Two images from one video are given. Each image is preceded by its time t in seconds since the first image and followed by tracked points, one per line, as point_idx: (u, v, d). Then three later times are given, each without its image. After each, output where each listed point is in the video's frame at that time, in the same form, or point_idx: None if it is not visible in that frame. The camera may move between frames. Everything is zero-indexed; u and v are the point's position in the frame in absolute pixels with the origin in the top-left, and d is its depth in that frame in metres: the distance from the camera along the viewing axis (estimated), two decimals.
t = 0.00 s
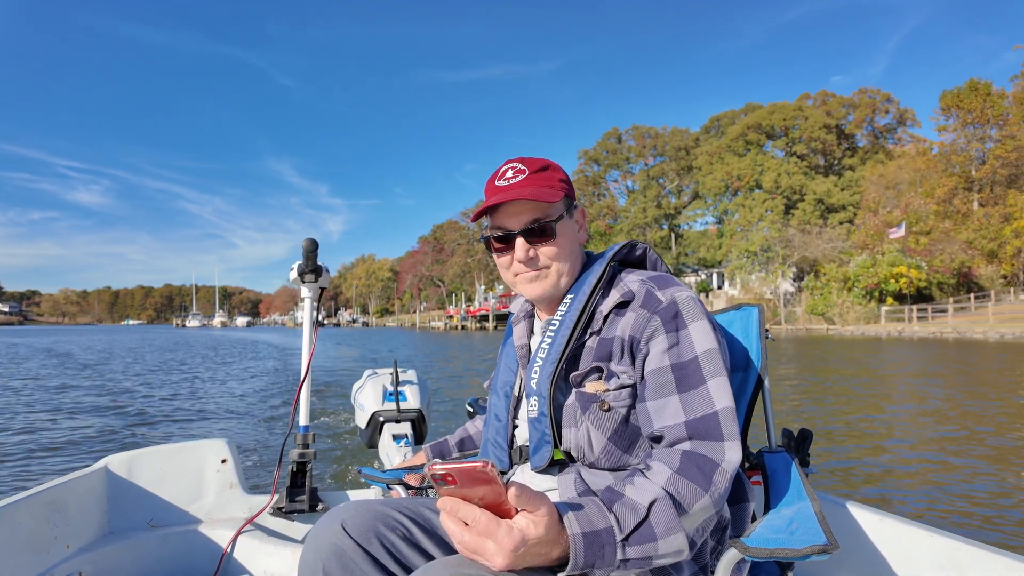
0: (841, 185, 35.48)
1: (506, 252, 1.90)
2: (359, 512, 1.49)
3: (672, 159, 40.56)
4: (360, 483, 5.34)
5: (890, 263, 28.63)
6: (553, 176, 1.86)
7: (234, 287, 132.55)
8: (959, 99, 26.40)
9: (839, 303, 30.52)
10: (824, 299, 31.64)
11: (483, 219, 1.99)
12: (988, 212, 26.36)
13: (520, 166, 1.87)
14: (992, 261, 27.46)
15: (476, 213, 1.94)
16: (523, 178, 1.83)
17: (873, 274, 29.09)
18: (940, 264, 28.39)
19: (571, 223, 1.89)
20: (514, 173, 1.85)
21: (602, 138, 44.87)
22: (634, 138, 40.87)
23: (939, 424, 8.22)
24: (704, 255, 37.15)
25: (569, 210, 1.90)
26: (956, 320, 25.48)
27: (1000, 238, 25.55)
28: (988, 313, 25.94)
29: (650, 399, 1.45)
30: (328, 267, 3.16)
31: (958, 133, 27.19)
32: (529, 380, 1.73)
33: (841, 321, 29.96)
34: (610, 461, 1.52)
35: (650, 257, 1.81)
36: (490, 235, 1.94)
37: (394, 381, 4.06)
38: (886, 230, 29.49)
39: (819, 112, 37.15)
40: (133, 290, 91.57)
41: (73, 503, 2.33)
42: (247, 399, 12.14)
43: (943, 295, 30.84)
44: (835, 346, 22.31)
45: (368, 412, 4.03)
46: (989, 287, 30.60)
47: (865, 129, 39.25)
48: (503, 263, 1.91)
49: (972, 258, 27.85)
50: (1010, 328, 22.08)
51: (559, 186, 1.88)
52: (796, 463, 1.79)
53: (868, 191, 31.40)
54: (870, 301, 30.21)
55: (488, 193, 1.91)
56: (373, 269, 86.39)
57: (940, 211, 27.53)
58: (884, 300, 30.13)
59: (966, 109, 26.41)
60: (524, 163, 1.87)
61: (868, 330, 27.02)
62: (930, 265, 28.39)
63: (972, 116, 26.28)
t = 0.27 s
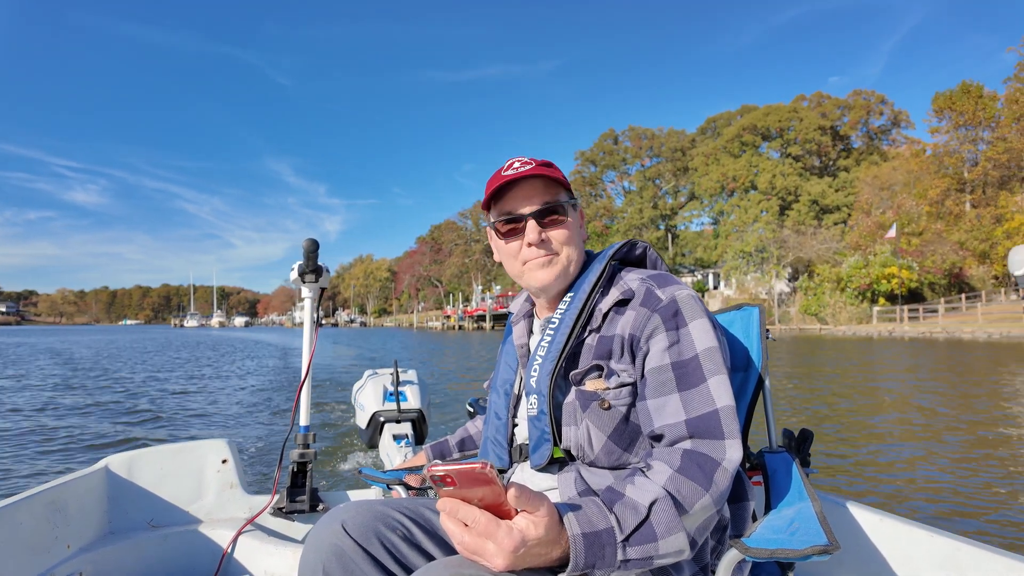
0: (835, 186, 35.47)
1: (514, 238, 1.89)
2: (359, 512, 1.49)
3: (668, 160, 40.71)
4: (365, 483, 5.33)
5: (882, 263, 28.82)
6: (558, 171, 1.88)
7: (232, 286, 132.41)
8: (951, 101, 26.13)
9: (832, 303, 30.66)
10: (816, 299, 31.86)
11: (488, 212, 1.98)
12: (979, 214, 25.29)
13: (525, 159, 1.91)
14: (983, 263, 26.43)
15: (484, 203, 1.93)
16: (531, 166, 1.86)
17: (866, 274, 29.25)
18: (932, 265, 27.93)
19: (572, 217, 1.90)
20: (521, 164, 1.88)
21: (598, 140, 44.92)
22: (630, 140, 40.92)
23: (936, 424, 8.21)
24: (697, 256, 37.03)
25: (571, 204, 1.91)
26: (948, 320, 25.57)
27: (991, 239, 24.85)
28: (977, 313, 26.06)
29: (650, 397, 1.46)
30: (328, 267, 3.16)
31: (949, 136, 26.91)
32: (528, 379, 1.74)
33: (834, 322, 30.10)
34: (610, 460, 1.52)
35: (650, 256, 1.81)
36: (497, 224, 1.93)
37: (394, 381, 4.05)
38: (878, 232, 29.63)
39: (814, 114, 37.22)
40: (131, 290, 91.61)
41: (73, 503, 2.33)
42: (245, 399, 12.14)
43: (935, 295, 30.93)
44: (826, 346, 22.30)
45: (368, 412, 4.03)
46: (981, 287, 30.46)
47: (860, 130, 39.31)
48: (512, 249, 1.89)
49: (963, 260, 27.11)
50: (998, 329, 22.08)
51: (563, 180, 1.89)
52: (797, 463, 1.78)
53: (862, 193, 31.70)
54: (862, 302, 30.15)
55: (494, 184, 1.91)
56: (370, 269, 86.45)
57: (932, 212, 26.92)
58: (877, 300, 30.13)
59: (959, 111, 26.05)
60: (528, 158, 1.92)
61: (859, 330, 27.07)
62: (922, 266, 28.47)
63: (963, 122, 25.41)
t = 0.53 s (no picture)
0: (830, 187, 35.50)
1: (517, 238, 1.89)
2: (361, 512, 1.49)
3: (664, 161, 40.80)
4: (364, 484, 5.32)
5: (874, 264, 28.64)
6: (561, 171, 1.88)
7: (230, 287, 132.32)
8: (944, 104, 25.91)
9: (825, 304, 30.51)
10: (810, 300, 31.76)
11: (493, 211, 1.98)
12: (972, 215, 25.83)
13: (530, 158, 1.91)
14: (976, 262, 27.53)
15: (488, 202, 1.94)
16: (535, 166, 1.86)
17: (858, 275, 29.18)
18: (924, 265, 28.33)
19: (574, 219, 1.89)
20: (525, 163, 1.88)
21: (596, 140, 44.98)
22: (627, 141, 40.96)
23: (932, 424, 8.21)
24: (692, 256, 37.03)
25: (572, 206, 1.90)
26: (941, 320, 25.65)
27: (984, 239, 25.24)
28: (967, 314, 26.17)
29: (650, 397, 1.46)
30: (329, 267, 3.16)
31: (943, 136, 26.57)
32: (529, 379, 1.74)
33: (827, 322, 29.93)
34: (610, 460, 1.52)
35: (651, 257, 1.81)
36: (501, 223, 1.93)
37: (394, 381, 4.06)
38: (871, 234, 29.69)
39: (810, 115, 37.36)
40: (128, 289, 91.62)
41: (74, 503, 2.33)
42: (242, 399, 12.13)
43: (926, 295, 31.04)
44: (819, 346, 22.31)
45: (369, 412, 4.03)
46: (973, 287, 30.47)
47: (855, 131, 39.38)
48: (514, 248, 1.89)
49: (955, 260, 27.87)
50: (986, 329, 22.07)
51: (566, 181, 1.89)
52: (797, 463, 1.79)
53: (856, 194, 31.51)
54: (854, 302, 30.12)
55: (498, 183, 1.91)
56: (368, 269, 86.52)
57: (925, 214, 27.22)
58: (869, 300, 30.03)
59: (952, 113, 25.79)
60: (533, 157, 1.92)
61: (850, 330, 27.12)
62: (914, 267, 28.51)
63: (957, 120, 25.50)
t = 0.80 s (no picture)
0: (823, 189, 35.64)
1: (516, 238, 1.89)
2: (359, 512, 1.49)
3: (659, 162, 40.93)
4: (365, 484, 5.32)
5: (864, 265, 28.56)
6: (558, 173, 1.89)
7: (225, 287, 131.92)
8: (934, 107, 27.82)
9: (815, 304, 30.22)
10: (802, 301, 31.35)
11: (493, 212, 1.98)
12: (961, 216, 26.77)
13: (529, 159, 1.91)
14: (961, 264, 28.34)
15: (488, 202, 1.94)
16: (535, 166, 1.87)
17: (848, 275, 28.96)
18: (913, 267, 28.22)
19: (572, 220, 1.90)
20: (525, 163, 1.88)
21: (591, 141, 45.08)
22: (622, 142, 41.06)
23: (923, 423, 8.23)
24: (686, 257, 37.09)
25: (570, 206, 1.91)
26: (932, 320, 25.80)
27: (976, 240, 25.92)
28: (955, 314, 26.30)
29: (649, 397, 1.46)
30: (328, 267, 3.16)
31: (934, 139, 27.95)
32: (528, 378, 1.74)
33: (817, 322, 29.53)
34: (608, 460, 1.52)
35: (650, 256, 1.80)
36: (500, 223, 1.93)
37: (394, 381, 4.06)
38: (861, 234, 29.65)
39: (802, 118, 37.66)
40: (122, 290, 91.26)
41: (73, 502, 2.32)
42: (237, 399, 12.08)
43: (917, 296, 30.83)
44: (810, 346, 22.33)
45: (368, 412, 4.02)
46: (962, 288, 30.57)
47: (847, 133, 39.60)
48: (513, 249, 1.89)
49: (944, 262, 28.31)
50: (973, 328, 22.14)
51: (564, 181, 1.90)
52: (796, 463, 1.79)
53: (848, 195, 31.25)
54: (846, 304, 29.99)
55: (497, 183, 1.92)
56: (363, 270, 86.46)
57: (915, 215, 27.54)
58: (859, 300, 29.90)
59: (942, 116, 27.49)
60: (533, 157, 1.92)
61: (840, 330, 27.21)
62: (904, 268, 28.45)
63: (947, 122, 27.33)
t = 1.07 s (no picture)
0: (817, 190, 35.71)
1: (518, 238, 1.89)
2: (359, 512, 1.48)
3: (655, 163, 40.99)
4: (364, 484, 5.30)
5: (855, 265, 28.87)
6: (561, 172, 1.88)
7: (222, 287, 131.68)
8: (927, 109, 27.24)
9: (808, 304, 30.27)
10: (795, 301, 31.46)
11: (493, 211, 1.98)
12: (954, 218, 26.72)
13: (530, 158, 1.91)
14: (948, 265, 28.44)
15: (488, 201, 1.94)
16: (536, 166, 1.87)
17: (840, 275, 29.26)
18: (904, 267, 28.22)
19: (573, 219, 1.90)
20: (525, 163, 1.89)
21: (587, 142, 45.09)
22: (618, 143, 41.10)
23: (917, 423, 8.26)
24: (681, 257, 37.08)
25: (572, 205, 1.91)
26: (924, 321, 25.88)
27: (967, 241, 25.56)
28: (945, 313, 26.40)
29: (649, 397, 1.46)
30: (327, 266, 3.15)
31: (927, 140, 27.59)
32: (528, 378, 1.74)
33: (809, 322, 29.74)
34: (608, 460, 1.52)
35: (651, 255, 1.81)
36: (501, 224, 1.93)
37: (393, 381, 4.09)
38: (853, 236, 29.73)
39: (797, 119, 37.71)
40: (117, 289, 91.04)
41: (72, 502, 2.32)
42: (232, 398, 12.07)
43: (908, 296, 31.26)
44: (802, 346, 22.33)
45: (367, 412, 4.05)
46: (953, 288, 31.00)
47: (842, 135, 39.69)
48: (514, 250, 1.90)
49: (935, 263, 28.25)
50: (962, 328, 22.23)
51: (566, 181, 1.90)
52: (794, 462, 1.79)
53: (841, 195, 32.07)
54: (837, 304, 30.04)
55: (497, 182, 1.92)
56: (360, 270, 86.44)
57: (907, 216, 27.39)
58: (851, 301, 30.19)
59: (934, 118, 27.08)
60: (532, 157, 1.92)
61: (830, 330, 27.27)
62: (894, 268, 28.56)
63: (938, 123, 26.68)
